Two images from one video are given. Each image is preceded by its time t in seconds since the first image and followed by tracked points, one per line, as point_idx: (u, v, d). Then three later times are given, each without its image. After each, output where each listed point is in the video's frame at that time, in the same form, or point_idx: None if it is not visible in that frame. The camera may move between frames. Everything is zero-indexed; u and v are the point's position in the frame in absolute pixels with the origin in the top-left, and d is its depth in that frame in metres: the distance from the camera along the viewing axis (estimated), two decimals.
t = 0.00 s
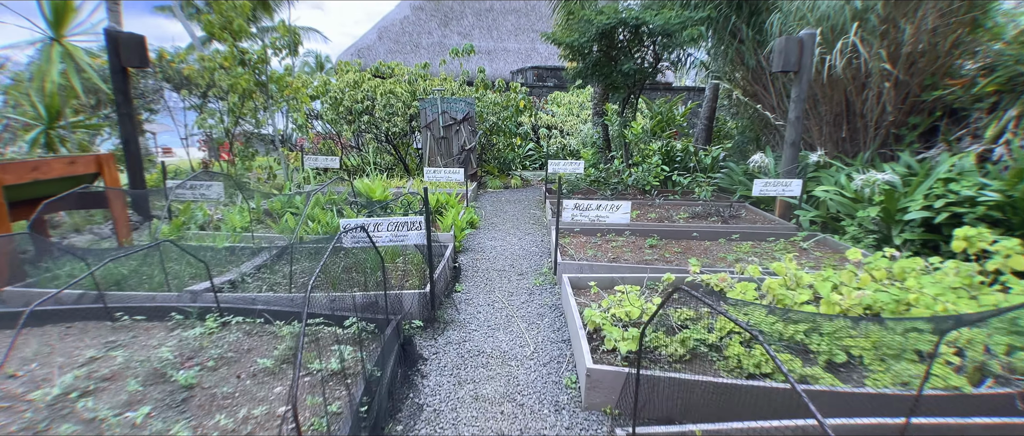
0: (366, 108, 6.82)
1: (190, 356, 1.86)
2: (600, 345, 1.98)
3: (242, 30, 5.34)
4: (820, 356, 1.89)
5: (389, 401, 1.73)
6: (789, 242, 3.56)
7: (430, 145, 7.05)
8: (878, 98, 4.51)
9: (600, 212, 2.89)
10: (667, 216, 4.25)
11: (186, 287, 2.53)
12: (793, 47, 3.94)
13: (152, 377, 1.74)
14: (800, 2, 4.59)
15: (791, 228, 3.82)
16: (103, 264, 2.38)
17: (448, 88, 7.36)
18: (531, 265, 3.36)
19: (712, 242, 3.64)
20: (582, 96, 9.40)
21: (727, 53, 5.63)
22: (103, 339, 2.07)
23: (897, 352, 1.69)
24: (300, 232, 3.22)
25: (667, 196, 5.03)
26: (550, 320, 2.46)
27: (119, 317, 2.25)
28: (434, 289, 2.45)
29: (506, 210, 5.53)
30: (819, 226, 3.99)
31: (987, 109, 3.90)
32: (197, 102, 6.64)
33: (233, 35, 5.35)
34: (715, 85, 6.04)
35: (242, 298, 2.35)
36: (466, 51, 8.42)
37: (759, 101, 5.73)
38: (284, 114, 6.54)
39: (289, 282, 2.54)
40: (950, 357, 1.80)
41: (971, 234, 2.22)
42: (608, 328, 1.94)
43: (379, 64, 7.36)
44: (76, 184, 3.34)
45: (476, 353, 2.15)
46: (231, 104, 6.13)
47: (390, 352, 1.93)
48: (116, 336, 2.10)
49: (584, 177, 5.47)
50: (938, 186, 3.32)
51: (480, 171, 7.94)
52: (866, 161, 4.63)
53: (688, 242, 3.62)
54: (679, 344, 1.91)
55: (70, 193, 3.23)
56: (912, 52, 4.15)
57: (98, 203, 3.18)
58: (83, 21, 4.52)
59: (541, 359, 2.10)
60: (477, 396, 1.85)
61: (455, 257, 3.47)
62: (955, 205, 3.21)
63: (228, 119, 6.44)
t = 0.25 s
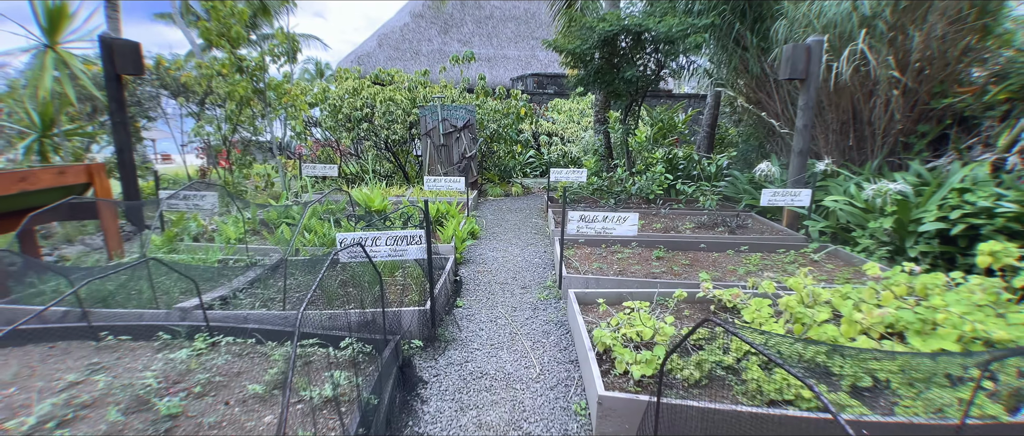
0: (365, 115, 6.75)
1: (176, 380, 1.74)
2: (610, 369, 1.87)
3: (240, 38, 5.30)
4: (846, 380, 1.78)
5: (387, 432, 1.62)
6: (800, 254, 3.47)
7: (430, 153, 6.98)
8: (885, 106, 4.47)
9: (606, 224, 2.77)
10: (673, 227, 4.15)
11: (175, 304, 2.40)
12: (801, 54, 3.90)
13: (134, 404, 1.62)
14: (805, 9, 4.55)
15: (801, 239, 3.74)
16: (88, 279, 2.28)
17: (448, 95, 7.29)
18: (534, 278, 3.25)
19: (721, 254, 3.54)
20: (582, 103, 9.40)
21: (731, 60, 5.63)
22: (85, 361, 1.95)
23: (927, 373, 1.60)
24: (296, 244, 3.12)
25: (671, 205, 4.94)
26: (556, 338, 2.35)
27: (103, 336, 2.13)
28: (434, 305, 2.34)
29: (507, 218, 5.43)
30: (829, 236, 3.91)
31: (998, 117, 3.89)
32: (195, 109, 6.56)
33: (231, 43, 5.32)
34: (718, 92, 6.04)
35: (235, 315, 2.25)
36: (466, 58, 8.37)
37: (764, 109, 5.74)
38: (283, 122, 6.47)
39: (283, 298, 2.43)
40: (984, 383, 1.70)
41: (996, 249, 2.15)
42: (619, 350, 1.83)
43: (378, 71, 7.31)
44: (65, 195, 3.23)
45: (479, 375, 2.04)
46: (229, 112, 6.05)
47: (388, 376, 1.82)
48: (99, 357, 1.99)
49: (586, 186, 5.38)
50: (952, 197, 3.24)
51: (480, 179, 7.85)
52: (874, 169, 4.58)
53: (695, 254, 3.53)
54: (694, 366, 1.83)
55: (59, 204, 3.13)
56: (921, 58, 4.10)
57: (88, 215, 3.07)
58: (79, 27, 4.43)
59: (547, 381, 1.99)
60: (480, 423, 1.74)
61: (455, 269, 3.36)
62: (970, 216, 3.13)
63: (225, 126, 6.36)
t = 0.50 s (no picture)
0: (364, 121, 6.69)
1: (161, 401, 1.64)
2: (619, 387, 1.78)
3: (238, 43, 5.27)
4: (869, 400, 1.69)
5: None
6: (809, 263, 3.38)
7: (430, 159, 6.91)
8: (892, 112, 4.41)
9: (612, 233, 2.68)
10: (678, 235, 4.07)
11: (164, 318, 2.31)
12: (807, 59, 3.86)
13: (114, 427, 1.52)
14: (810, 14, 4.51)
15: (810, 248, 3.66)
16: (74, 292, 2.19)
17: (448, 101, 7.24)
18: (536, 288, 3.16)
19: (728, 263, 3.46)
20: (583, 108, 9.32)
21: (734, 65, 5.60)
22: (67, 379, 1.85)
23: (957, 395, 1.51)
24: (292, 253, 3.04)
25: (675, 212, 4.86)
26: (561, 353, 2.26)
27: (87, 352, 2.04)
28: (433, 319, 2.25)
29: (508, 225, 5.34)
30: (838, 245, 3.83)
31: (1008, 123, 3.82)
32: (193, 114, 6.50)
33: (230, 49, 5.29)
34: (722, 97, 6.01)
35: (226, 329, 2.16)
36: (466, 64, 8.32)
37: (768, 114, 5.73)
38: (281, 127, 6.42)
39: (277, 311, 2.34)
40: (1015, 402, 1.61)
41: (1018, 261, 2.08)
42: (629, 368, 1.75)
43: (378, 76, 7.26)
44: (54, 202, 3.14)
45: (481, 393, 1.95)
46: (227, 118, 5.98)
47: (385, 397, 1.73)
48: (82, 375, 1.89)
49: (588, 192, 5.30)
50: (965, 204, 3.17)
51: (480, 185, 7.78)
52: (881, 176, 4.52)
53: (701, 263, 3.45)
54: (708, 386, 1.75)
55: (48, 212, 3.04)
56: (928, 64, 4.05)
57: (78, 223, 2.99)
58: (74, 32, 4.37)
59: (552, 400, 1.90)
60: None
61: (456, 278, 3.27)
62: (984, 224, 3.05)
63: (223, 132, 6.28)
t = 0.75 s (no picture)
0: (362, 125, 6.60)
1: (135, 423, 1.53)
2: (627, 410, 1.67)
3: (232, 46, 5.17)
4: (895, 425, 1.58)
5: None
6: (819, 271, 3.28)
7: (429, 163, 6.80)
8: (900, 115, 4.32)
9: (615, 240, 2.57)
10: (682, 241, 3.96)
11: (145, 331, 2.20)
12: (814, 61, 3.78)
13: None
14: (816, 16, 4.44)
15: (819, 255, 3.55)
16: (51, 304, 2.08)
17: (447, 105, 7.16)
18: (538, 297, 3.05)
19: (734, 271, 3.35)
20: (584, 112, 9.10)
21: (738, 68, 5.53)
22: (39, 398, 1.74)
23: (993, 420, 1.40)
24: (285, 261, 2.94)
25: (678, 218, 4.76)
26: (563, 368, 2.15)
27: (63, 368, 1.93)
28: (429, 332, 2.13)
29: (508, 231, 5.23)
30: (846, 252, 3.73)
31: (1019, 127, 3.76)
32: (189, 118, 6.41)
33: (225, 52, 5.21)
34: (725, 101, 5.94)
35: (210, 344, 2.05)
36: (466, 68, 8.25)
37: (772, 118, 5.65)
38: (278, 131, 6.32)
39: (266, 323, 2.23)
40: None
41: None
42: (636, 387, 1.64)
43: (376, 79, 7.18)
44: (39, 209, 3.05)
45: (479, 412, 1.84)
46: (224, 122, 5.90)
47: (376, 419, 1.62)
48: (55, 393, 1.78)
49: (590, 197, 5.20)
50: (980, 211, 3.07)
51: (480, 190, 7.68)
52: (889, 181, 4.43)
53: (707, 270, 3.34)
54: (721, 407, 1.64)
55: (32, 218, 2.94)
56: (937, 67, 3.97)
57: (63, 230, 2.89)
58: (64, 34, 4.29)
59: (555, 420, 1.79)
60: None
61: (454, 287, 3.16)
62: (1000, 231, 2.95)
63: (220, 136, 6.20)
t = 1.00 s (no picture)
0: (358, 128, 6.49)
1: None
2: None
3: (227, 48, 5.14)
4: None
5: None
6: (829, 281, 3.15)
7: (426, 168, 6.66)
8: (909, 119, 4.20)
9: (618, 250, 2.44)
10: (686, 249, 3.84)
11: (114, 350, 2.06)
12: (822, 63, 3.67)
13: None
14: (822, 17, 4.33)
15: (828, 264, 3.43)
16: (15, 321, 1.95)
17: (445, 108, 7.04)
18: (536, 308, 2.92)
19: (742, 280, 3.22)
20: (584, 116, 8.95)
21: (741, 71, 5.42)
22: None
23: None
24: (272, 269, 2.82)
25: (681, 224, 4.63)
26: (563, 388, 2.01)
27: (24, 390, 1.79)
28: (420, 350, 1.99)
29: (507, 237, 5.10)
30: (856, 260, 3.60)
31: None
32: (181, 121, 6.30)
33: (220, 54, 5.16)
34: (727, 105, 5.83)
35: (186, 363, 1.92)
36: (465, 70, 8.14)
37: (776, 121, 5.54)
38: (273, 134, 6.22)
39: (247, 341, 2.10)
40: None
41: None
42: (643, 415, 1.50)
43: (373, 82, 7.07)
44: (17, 216, 2.92)
45: None
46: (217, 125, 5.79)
47: None
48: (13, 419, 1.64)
49: (590, 202, 5.08)
50: (998, 218, 2.94)
51: (479, 194, 7.56)
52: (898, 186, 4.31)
53: (713, 280, 3.21)
54: None
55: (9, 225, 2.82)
56: (948, 69, 3.85)
57: (41, 238, 2.77)
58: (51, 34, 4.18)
59: None
60: None
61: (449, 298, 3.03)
62: (1018, 240, 2.82)
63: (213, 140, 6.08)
